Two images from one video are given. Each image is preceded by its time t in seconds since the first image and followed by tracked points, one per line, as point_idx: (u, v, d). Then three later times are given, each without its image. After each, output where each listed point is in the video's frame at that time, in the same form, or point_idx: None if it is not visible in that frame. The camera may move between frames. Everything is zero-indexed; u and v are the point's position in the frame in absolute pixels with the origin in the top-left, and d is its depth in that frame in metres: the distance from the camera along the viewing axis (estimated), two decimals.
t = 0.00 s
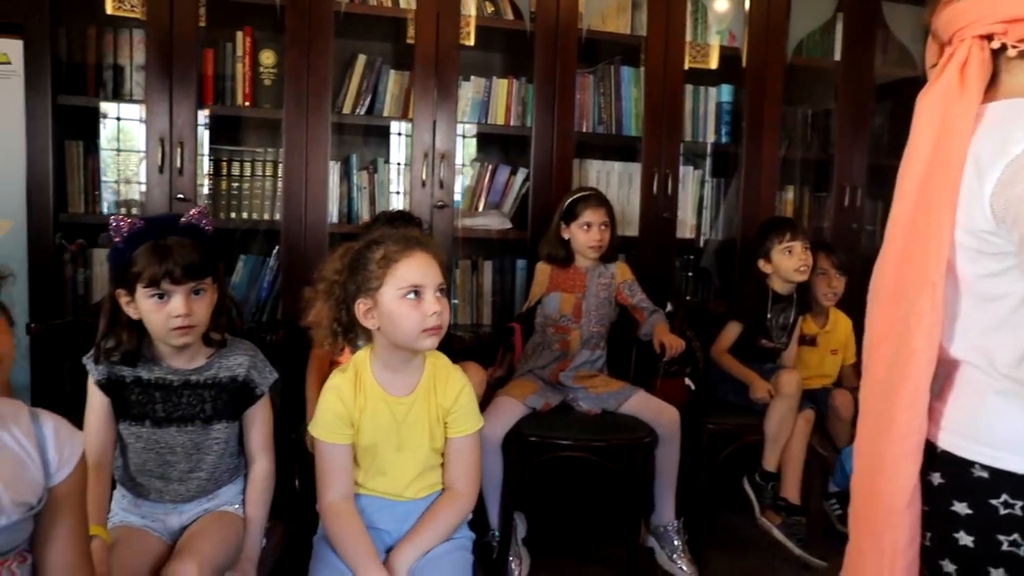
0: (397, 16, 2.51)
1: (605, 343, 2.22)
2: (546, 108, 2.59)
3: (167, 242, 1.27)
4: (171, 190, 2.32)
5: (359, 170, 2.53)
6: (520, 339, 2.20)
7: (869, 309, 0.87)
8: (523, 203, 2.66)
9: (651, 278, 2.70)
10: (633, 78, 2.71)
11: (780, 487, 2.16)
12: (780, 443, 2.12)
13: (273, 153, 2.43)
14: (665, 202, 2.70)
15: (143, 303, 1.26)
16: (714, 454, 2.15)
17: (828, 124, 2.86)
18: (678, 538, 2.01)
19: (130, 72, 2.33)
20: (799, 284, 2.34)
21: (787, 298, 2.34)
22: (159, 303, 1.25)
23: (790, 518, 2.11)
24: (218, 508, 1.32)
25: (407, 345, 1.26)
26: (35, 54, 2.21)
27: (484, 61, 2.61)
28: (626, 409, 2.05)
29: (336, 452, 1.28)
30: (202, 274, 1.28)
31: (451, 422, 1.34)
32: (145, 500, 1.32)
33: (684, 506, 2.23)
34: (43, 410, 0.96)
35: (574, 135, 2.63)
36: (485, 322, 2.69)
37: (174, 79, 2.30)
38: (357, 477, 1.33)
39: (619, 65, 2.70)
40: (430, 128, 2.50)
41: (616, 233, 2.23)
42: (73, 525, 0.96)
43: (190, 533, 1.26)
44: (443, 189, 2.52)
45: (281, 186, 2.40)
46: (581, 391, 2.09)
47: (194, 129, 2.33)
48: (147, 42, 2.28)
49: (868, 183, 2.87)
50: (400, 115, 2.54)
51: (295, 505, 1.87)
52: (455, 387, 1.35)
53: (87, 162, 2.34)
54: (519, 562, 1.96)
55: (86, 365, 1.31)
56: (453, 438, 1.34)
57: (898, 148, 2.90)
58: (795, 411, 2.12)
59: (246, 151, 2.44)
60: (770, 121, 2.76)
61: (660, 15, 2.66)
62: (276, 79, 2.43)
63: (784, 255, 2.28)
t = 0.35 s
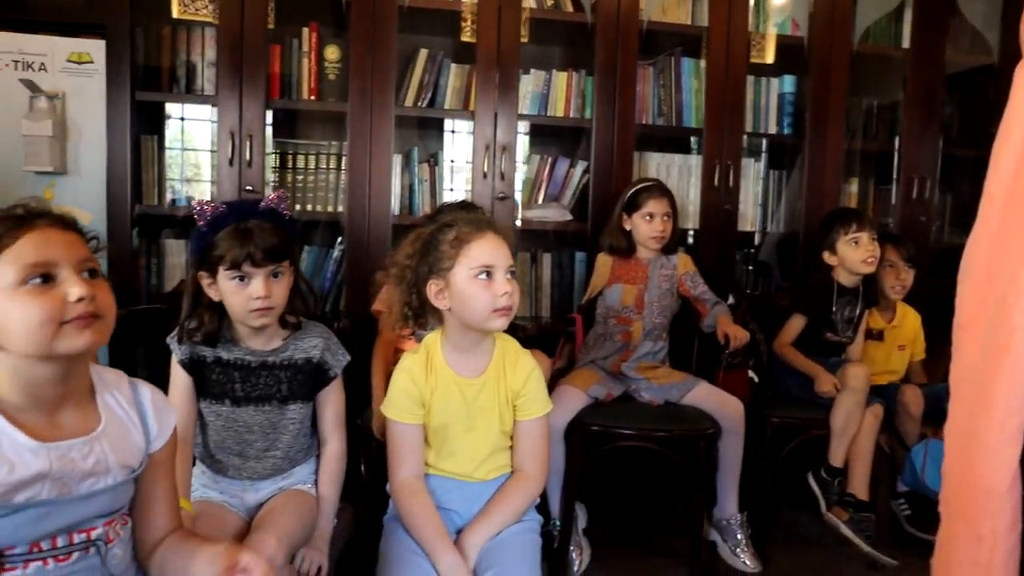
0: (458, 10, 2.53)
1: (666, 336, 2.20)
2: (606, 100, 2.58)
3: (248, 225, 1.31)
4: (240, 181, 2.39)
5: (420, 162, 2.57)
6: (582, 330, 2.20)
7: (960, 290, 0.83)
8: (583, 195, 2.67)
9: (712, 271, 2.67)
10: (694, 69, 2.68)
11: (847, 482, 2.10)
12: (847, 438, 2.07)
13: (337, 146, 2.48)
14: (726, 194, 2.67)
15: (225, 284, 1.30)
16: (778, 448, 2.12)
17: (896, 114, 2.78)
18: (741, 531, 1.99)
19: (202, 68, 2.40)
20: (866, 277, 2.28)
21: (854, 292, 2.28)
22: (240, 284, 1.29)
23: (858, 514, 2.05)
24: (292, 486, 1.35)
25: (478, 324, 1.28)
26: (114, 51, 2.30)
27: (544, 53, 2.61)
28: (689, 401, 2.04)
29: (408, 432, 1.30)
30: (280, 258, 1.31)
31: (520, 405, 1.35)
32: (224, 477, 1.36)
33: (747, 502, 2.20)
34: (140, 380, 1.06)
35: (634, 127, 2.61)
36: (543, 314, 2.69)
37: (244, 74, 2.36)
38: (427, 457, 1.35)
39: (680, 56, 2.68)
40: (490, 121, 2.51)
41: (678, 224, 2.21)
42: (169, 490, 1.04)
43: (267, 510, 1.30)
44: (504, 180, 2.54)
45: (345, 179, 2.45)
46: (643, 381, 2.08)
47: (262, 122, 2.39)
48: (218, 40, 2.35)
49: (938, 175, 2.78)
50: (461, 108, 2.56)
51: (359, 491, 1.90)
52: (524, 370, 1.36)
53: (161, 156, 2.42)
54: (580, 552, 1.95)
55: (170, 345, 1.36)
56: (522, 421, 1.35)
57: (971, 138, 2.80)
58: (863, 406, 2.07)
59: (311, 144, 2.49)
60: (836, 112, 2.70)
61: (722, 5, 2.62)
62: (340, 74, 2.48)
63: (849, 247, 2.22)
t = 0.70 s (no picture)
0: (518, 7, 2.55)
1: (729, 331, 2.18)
2: (666, 94, 2.57)
3: (325, 214, 1.36)
4: (306, 177, 2.45)
5: (480, 158, 2.57)
6: (643, 324, 2.20)
7: None
8: (643, 189, 2.65)
9: (775, 267, 2.63)
10: (755, 62, 2.65)
11: (918, 482, 2.05)
12: (919, 436, 2.02)
13: (399, 142, 2.52)
14: (789, 188, 2.62)
15: (306, 271, 1.34)
16: (844, 446, 2.08)
17: (968, 106, 2.70)
18: (806, 530, 1.96)
19: (269, 67, 2.46)
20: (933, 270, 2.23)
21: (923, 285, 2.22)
22: (322, 270, 1.33)
23: (929, 514, 2.00)
24: (364, 472, 1.38)
25: (547, 311, 1.30)
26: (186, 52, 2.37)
27: (603, 48, 2.61)
28: (753, 396, 2.02)
29: (479, 418, 1.32)
30: (358, 243, 1.36)
31: (588, 395, 1.36)
32: (297, 462, 1.40)
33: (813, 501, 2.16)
34: (220, 351, 1.17)
35: (695, 122, 2.59)
36: (602, 311, 2.67)
37: (309, 72, 2.42)
38: (496, 445, 1.37)
39: (741, 49, 2.65)
40: (552, 115, 2.53)
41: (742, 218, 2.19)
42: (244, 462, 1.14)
43: (340, 494, 1.33)
44: (565, 175, 2.54)
45: (408, 174, 2.48)
46: (706, 376, 2.07)
47: (327, 119, 2.44)
48: (285, 40, 2.42)
49: (1014, 168, 2.69)
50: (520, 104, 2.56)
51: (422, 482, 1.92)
52: (592, 361, 1.37)
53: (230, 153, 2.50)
54: (641, 548, 1.93)
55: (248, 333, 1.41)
56: (590, 410, 1.36)
57: None
58: (936, 405, 2.02)
59: (374, 140, 2.54)
60: (904, 104, 2.63)
61: None
62: (402, 71, 2.51)
63: (919, 236, 2.16)
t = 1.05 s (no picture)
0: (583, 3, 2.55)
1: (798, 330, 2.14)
2: (732, 89, 2.53)
3: (399, 202, 1.41)
4: (374, 174, 2.50)
5: (544, 156, 2.58)
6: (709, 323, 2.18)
7: None
8: (708, 186, 2.62)
9: (846, 265, 2.56)
10: (825, 56, 2.60)
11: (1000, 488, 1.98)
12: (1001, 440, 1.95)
13: (464, 140, 2.55)
14: (860, 185, 2.56)
15: (383, 258, 1.40)
16: (921, 450, 2.01)
17: None
18: (881, 534, 1.92)
19: (338, 67, 2.52)
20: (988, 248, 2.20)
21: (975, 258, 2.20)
22: (399, 256, 1.39)
23: (994, 527, 2.00)
24: (436, 464, 1.41)
25: (615, 304, 1.31)
26: (260, 54, 2.45)
27: (668, 44, 2.59)
28: (824, 396, 1.98)
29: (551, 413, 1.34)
30: (432, 229, 1.42)
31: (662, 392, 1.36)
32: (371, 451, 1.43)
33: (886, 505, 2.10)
34: (293, 323, 1.23)
35: (763, 118, 2.55)
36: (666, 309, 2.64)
37: (378, 72, 2.47)
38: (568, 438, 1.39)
39: (811, 43, 2.60)
40: (616, 112, 2.52)
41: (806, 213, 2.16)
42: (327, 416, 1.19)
43: (413, 484, 1.36)
44: (630, 172, 2.54)
45: (474, 172, 2.51)
46: (774, 376, 2.04)
47: (395, 118, 2.49)
48: (355, 41, 2.47)
49: None
50: (585, 101, 2.57)
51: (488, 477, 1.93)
52: (666, 357, 1.36)
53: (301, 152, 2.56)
54: (707, 547, 1.91)
55: (324, 325, 1.46)
56: (663, 407, 1.36)
57: None
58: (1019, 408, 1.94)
59: (440, 139, 2.57)
60: (984, 96, 2.54)
61: None
62: (467, 70, 2.55)
63: (987, 217, 2.13)
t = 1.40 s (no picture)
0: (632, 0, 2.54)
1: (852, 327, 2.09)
2: (787, 84, 2.49)
3: (459, 193, 1.45)
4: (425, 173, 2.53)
5: (594, 154, 2.57)
6: (759, 322, 2.20)
7: None
8: (760, 183, 2.59)
9: (904, 263, 2.50)
10: (882, 49, 2.54)
11: None
12: None
13: (514, 138, 2.55)
14: (918, 181, 2.50)
15: (441, 246, 1.43)
16: (984, 453, 1.94)
17: None
18: (942, 539, 1.87)
19: (389, 68, 2.56)
20: None
21: None
22: (456, 244, 1.42)
23: None
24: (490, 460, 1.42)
25: (661, 296, 1.31)
26: (314, 55, 2.50)
27: (719, 40, 2.56)
28: (881, 397, 1.95)
29: (615, 406, 1.37)
30: (489, 220, 1.45)
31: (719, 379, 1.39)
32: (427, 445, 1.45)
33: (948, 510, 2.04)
34: (351, 314, 1.26)
35: (818, 113, 2.50)
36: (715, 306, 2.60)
37: (429, 72, 2.49)
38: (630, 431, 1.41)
39: (867, 36, 2.55)
40: (667, 108, 2.50)
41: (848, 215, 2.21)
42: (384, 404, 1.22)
43: (466, 476, 1.37)
44: (681, 169, 2.52)
45: (524, 170, 2.52)
46: (830, 375, 2.01)
47: (446, 118, 2.51)
48: (406, 42, 2.50)
49: None
50: (635, 99, 2.56)
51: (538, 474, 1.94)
52: (722, 345, 1.39)
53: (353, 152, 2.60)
54: (759, 548, 1.89)
55: (381, 319, 1.49)
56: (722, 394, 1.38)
57: None
58: None
59: (490, 137, 2.58)
60: None
61: None
62: (517, 69, 2.56)
63: None
